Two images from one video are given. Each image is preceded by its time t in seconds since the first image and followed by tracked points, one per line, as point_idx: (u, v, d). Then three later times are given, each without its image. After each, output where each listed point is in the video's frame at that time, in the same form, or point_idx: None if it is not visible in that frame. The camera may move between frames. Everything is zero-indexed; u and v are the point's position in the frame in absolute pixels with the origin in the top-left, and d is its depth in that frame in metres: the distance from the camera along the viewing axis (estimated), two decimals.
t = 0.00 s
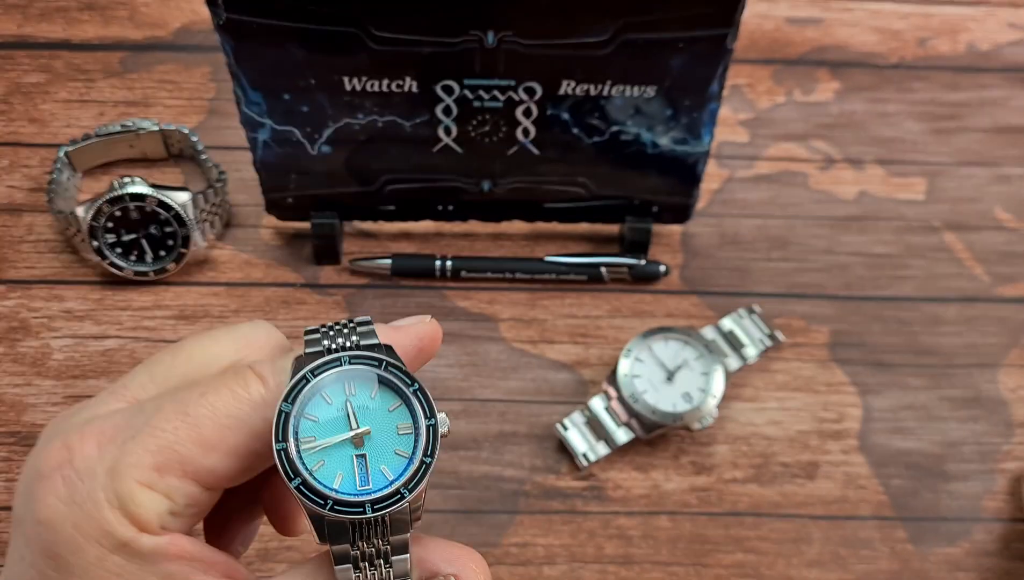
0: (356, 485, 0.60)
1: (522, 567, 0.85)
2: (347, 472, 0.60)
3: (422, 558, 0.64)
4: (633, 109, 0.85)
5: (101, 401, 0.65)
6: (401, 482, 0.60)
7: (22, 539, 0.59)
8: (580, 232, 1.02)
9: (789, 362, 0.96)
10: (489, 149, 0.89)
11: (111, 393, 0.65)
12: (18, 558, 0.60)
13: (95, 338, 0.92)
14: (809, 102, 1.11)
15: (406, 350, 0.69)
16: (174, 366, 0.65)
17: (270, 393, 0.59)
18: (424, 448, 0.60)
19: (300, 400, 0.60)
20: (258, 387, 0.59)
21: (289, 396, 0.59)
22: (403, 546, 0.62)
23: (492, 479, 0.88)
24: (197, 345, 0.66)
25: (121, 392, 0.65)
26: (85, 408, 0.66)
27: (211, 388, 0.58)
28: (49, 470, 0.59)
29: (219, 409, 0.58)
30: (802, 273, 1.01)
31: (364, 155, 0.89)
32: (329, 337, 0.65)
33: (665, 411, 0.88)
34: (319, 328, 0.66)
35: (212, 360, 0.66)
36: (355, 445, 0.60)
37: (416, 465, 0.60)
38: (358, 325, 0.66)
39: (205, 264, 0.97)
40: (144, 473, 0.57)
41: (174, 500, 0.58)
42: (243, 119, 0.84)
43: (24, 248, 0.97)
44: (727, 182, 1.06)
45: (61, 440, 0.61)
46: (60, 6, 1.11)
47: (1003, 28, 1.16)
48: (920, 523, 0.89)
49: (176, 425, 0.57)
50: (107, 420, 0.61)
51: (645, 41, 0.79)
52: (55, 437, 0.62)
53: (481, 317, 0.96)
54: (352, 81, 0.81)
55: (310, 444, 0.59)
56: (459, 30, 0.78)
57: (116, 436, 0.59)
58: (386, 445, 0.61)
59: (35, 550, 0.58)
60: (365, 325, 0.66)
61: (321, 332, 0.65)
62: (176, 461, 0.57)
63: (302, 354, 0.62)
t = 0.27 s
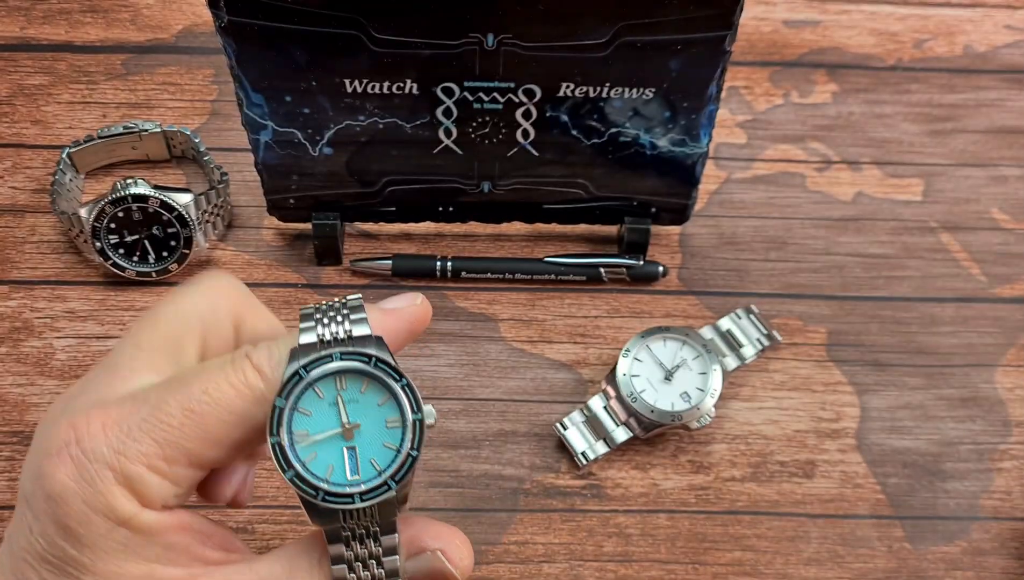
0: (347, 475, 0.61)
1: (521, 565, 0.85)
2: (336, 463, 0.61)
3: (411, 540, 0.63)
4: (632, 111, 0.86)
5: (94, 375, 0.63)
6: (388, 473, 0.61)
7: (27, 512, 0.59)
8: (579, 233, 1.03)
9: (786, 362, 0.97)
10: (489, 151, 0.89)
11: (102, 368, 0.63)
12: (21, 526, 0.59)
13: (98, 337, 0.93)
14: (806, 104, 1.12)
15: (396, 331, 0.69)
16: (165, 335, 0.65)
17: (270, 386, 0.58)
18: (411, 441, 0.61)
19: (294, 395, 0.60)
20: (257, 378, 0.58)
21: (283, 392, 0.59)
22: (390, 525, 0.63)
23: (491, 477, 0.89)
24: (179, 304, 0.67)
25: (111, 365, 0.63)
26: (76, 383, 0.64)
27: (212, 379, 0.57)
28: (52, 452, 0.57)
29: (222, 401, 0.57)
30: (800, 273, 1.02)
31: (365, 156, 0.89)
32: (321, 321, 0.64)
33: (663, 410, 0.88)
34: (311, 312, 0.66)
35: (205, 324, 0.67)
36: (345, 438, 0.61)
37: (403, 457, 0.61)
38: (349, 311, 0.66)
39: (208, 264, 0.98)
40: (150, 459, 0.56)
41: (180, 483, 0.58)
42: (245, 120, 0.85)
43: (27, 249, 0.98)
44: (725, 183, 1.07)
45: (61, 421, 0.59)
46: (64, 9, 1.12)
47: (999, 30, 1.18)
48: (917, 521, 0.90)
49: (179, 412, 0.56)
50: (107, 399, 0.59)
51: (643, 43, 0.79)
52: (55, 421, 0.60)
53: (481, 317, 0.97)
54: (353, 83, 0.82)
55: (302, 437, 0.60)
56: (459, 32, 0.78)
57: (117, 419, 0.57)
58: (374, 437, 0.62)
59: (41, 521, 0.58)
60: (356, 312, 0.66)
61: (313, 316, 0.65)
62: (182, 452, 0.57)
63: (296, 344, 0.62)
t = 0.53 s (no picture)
0: (323, 439, 0.58)
1: (521, 563, 0.85)
2: (312, 427, 0.59)
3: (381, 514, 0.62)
4: (631, 112, 0.86)
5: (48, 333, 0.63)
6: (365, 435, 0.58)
7: None
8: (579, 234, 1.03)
9: (785, 361, 0.97)
10: (489, 151, 0.90)
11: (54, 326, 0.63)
12: None
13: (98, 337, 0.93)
14: (804, 104, 1.13)
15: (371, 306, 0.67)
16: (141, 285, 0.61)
17: (245, 352, 0.58)
18: (388, 403, 0.59)
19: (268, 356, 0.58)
20: (231, 344, 0.58)
21: (258, 352, 0.57)
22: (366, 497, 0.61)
23: (491, 477, 0.89)
24: (164, 233, 0.62)
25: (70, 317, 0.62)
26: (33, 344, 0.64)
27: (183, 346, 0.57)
28: (15, 420, 0.58)
29: (196, 366, 0.57)
30: (799, 273, 1.02)
31: (365, 156, 0.90)
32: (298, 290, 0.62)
33: (663, 410, 0.89)
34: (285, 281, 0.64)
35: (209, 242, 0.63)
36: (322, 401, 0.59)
37: (381, 419, 0.58)
38: (326, 282, 0.64)
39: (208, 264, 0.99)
40: (118, 426, 0.56)
41: (148, 451, 0.58)
42: (246, 121, 0.85)
43: (28, 249, 0.98)
44: (724, 183, 1.07)
45: (23, 386, 0.60)
46: (65, 10, 1.13)
47: (997, 31, 1.19)
48: (916, 520, 0.90)
49: (150, 377, 0.56)
50: (73, 359, 0.60)
51: (643, 44, 0.80)
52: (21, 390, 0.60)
53: (481, 317, 0.97)
54: (354, 84, 0.82)
55: (276, 400, 0.58)
56: (460, 33, 0.79)
57: (85, 382, 0.58)
58: (351, 401, 0.60)
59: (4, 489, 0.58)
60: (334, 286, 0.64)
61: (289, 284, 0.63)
62: (153, 420, 0.57)
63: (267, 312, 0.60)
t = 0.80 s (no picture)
0: (383, 421, 0.56)
1: (521, 563, 0.85)
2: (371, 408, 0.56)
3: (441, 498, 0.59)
4: (630, 112, 0.86)
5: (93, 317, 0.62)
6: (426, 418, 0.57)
7: (30, 464, 0.57)
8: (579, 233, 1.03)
9: (785, 361, 0.97)
10: (488, 151, 0.90)
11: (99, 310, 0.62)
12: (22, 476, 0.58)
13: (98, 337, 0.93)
14: (804, 104, 1.13)
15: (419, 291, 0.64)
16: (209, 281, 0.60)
17: (298, 332, 0.57)
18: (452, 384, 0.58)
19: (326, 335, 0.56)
20: (283, 323, 0.57)
21: (315, 333, 0.56)
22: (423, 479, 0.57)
23: (491, 476, 0.89)
24: (235, 237, 0.60)
25: (120, 300, 0.61)
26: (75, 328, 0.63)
27: (234, 322, 0.57)
28: (59, 403, 0.57)
29: (248, 344, 0.56)
30: (799, 273, 1.02)
31: (365, 156, 0.90)
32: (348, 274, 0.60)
33: (663, 409, 0.89)
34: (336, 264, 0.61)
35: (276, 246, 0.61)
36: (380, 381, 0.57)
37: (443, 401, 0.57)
38: (378, 269, 0.61)
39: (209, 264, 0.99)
40: (170, 406, 0.55)
41: (198, 433, 0.56)
42: (246, 121, 0.85)
43: (28, 249, 0.98)
44: (723, 183, 1.08)
45: (68, 368, 0.58)
46: (66, 10, 1.13)
47: (996, 31, 1.19)
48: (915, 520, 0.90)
49: (201, 355, 0.56)
50: (122, 342, 0.59)
51: (642, 44, 0.80)
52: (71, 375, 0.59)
53: (481, 317, 0.97)
54: (354, 84, 0.83)
55: (334, 379, 0.56)
56: (460, 34, 0.79)
57: (136, 364, 0.57)
58: (410, 381, 0.58)
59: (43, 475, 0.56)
60: (385, 271, 0.61)
61: (337, 268, 0.61)
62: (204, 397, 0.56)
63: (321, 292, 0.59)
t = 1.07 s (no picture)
0: (462, 428, 0.57)
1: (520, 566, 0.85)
2: (451, 414, 0.57)
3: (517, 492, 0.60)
4: (631, 111, 0.86)
5: (135, 329, 0.57)
6: (504, 422, 0.58)
7: (94, 492, 0.54)
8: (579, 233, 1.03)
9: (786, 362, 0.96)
10: (488, 150, 0.89)
11: (142, 320, 0.57)
12: (83, 501, 0.55)
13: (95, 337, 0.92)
14: (806, 103, 1.12)
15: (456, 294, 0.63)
16: (268, 282, 0.56)
17: (366, 334, 0.55)
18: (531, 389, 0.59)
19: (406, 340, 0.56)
20: (348, 324, 0.55)
21: (392, 339, 0.55)
22: (498, 482, 0.59)
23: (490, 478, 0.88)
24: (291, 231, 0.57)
25: (167, 309, 0.56)
26: (116, 338, 0.58)
27: (299, 328, 0.54)
28: (121, 430, 0.52)
29: (314, 350, 0.53)
30: (801, 273, 1.01)
31: (365, 155, 0.89)
32: (409, 265, 0.61)
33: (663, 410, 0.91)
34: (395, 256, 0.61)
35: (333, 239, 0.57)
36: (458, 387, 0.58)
37: (522, 407, 0.58)
38: (439, 260, 0.62)
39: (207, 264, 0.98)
40: (243, 428, 0.51)
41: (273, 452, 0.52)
42: (245, 120, 0.84)
43: (25, 248, 0.97)
44: (724, 183, 1.07)
45: (127, 392, 0.54)
46: (64, 8, 1.12)
47: (998, 30, 1.18)
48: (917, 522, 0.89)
49: (270, 367, 0.52)
50: (177, 357, 0.54)
51: (643, 43, 0.79)
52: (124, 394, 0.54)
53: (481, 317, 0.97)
54: (353, 83, 0.82)
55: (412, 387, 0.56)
56: (459, 32, 0.78)
57: (195, 383, 0.53)
58: (487, 386, 0.59)
59: (112, 506, 0.52)
60: (445, 262, 0.62)
61: (398, 260, 0.61)
62: (276, 413, 0.52)
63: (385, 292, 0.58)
